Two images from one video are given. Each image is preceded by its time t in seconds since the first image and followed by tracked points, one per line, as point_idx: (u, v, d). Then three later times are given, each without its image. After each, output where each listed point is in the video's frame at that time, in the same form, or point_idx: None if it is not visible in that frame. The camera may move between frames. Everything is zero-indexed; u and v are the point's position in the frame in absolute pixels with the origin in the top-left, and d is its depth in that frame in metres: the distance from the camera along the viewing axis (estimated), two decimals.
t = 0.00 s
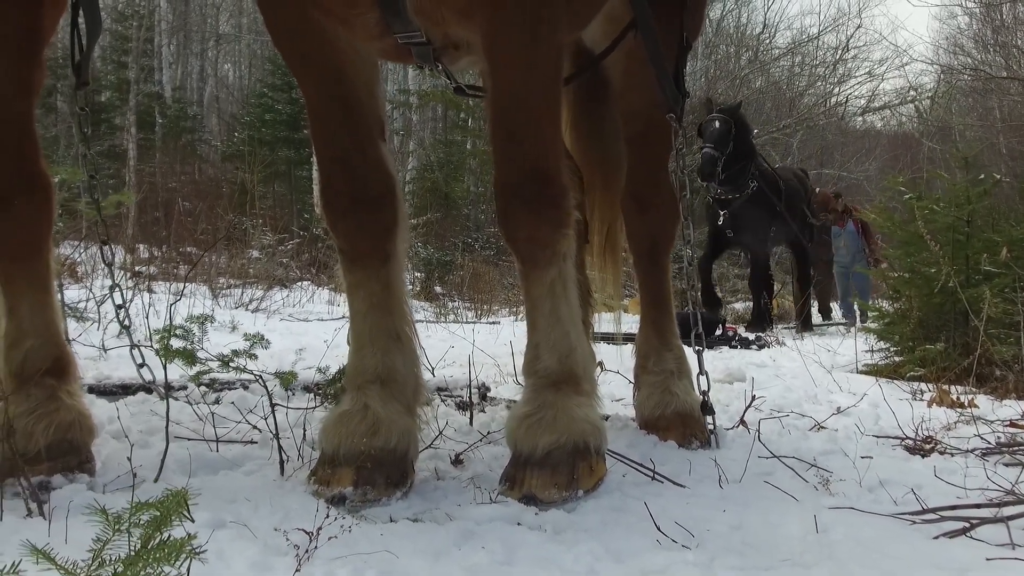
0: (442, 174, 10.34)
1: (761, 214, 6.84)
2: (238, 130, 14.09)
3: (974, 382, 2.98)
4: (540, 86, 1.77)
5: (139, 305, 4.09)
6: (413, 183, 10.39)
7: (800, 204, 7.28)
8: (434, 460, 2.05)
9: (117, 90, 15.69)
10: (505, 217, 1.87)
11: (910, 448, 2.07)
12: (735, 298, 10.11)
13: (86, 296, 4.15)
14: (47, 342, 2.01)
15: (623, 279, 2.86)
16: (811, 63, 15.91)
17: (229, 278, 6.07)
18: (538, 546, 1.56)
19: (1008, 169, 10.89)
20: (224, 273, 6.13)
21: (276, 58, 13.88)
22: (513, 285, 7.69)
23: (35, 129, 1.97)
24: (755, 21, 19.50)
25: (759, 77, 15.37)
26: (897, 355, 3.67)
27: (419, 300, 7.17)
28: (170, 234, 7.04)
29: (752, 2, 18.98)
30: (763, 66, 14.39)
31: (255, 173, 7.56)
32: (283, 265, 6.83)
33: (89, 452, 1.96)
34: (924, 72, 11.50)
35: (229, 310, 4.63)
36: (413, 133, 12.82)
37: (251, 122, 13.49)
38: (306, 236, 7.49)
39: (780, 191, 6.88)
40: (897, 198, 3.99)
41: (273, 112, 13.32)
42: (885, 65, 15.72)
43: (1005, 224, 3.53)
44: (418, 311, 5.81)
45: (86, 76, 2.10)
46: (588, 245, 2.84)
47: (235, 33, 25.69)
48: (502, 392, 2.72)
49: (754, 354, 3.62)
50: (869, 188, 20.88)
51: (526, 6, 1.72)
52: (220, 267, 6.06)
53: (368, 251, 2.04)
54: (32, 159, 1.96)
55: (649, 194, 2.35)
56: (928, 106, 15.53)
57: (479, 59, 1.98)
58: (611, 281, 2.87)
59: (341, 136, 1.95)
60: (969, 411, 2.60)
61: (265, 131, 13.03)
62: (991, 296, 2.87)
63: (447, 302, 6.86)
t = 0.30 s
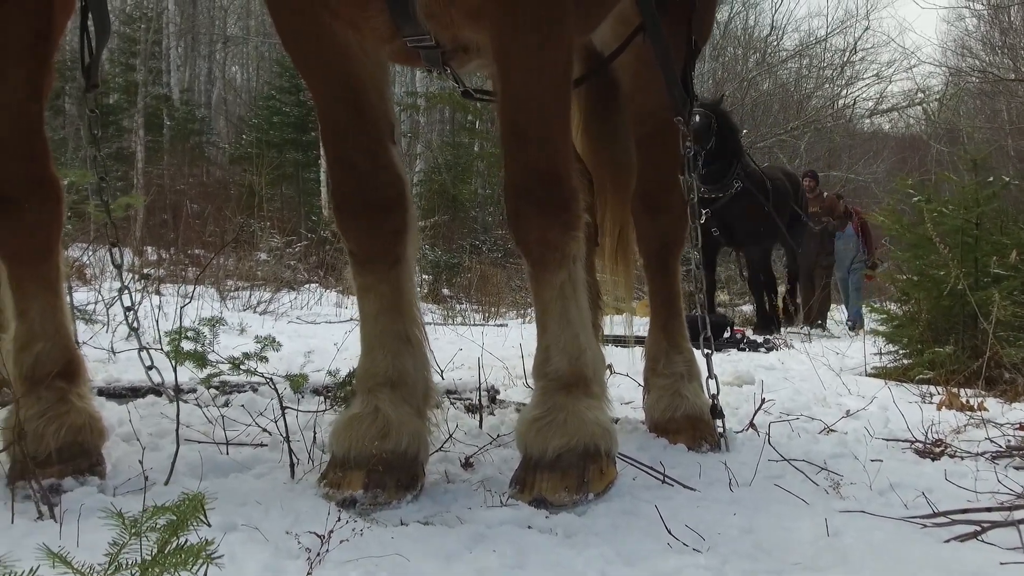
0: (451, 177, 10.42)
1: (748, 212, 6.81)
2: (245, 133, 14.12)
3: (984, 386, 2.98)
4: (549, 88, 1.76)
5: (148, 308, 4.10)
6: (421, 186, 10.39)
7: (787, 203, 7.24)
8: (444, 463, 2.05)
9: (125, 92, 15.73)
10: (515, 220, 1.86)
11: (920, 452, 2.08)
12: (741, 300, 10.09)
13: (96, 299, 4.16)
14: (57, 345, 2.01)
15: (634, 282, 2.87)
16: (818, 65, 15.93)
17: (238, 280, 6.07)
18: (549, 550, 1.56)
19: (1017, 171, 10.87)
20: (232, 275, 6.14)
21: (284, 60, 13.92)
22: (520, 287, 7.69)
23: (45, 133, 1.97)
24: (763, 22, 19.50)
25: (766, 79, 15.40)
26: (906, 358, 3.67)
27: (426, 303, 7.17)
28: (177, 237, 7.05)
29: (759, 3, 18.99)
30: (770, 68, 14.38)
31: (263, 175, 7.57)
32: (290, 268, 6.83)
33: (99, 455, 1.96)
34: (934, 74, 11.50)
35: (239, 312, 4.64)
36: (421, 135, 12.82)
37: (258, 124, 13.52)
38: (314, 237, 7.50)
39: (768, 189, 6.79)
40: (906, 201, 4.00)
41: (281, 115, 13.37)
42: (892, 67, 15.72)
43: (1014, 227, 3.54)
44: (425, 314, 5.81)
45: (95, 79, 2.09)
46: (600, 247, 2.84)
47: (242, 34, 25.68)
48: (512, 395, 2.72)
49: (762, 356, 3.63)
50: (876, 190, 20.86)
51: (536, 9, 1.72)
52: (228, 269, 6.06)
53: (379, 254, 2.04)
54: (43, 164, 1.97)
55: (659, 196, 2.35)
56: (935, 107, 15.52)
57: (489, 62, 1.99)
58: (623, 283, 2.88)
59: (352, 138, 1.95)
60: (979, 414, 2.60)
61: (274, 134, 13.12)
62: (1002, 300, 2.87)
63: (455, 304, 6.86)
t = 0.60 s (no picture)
0: (461, 179, 10.42)
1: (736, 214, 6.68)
2: (255, 135, 14.15)
3: (1000, 388, 2.99)
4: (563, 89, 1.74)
5: (161, 310, 4.11)
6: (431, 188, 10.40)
7: (779, 203, 7.12)
8: (459, 465, 2.05)
9: (135, 94, 15.77)
10: (530, 222, 1.86)
11: (935, 454, 2.08)
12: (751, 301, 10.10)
13: (110, 300, 4.17)
14: (73, 347, 2.01)
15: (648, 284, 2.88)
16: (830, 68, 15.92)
17: (249, 281, 6.08)
18: (565, 552, 1.56)
19: None
20: (244, 277, 6.15)
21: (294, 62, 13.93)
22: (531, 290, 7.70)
23: (61, 135, 1.98)
24: (772, 24, 19.53)
25: (778, 81, 15.43)
26: (919, 360, 3.67)
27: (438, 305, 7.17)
28: (187, 239, 7.07)
29: (770, 5, 19.00)
30: (780, 69, 14.38)
31: (275, 176, 7.59)
32: (301, 270, 6.84)
33: (114, 457, 1.96)
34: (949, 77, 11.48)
35: (252, 314, 4.66)
36: (432, 137, 12.81)
37: (268, 125, 13.56)
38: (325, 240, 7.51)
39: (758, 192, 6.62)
40: (918, 203, 4.01)
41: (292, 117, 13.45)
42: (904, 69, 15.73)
43: None
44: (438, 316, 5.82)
45: (107, 80, 2.09)
46: (613, 249, 2.85)
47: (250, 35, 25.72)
48: (526, 397, 2.72)
49: (774, 358, 3.64)
50: (886, 192, 20.85)
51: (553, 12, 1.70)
52: (240, 271, 6.07)
53: (395, 257, 2.04)
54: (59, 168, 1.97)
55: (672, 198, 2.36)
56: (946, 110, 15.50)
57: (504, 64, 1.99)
58: (636, 286, 2.89)
59: (366, 139, 1.96)
60: (994, 417, 2.61)
61: (284, 137, 13.14)
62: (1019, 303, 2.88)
63: (467, 306, 6.87)
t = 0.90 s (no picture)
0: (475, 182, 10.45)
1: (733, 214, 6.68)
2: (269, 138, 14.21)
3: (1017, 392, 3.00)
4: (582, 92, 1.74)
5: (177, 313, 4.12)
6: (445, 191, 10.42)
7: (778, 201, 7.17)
8: (475, 469, 2.05)
9: (151, 97, 15.87)
10: (549, 225, 1.84)
11: (952, 458, 2.09)
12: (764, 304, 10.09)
13: (126, 303, 4.20)
14: (91, 350, 2.03)
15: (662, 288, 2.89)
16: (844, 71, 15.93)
17: (264, 285, 6.10)
18: (583, 555, 1.55)
19: None
20: (258, 280, 6.17)
21: (309, 65, 14.00)
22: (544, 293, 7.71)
23: (81, 139, 2.00)
24: (786, 28, 19.56)
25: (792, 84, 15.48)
26: (935, 363, 3.68)
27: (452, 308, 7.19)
28: (203, 242, 7.12)
29: (784, 7, 19.03)
30: (794, 74, 14.37)
31: (289, 180, 7.62)
32: (316, 273, 6.87)
33: (132, 460, 1.97)
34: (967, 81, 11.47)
35: (266, 318, 4.67)
36: (446, 141, 12.84)
37: (283, 129, 13.64)
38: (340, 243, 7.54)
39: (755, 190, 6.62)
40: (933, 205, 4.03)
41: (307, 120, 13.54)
42: (918, 72, 15.72)
43: None
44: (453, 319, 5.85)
45: (124, 83, 2.08)
46: (627, 252, 2.86)
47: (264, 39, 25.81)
48: (541, 401, 2.73)
49: (789, 361, 3.64)
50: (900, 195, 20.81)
51: (573, 17, 1.71)
52: (255, 274, 6.10)
53: (414, 262, 2.04)
54: (79, 171, 2.00)
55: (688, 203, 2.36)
56: (960, 113, 15.47)
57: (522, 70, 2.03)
58: (650, 290, 2.89)
59: (387, 144, 1.96)
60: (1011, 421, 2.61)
61: (297, 140, 13.18)
62: None
63: (481, 309, 6.88)
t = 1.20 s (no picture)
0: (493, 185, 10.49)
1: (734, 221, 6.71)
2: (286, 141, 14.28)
3: None
4: (606, 100, 1.79)
5: (195, 318, 4.15)
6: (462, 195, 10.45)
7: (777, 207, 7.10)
8: (495, 475, 2.06)
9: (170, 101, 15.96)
10: (572, 232, 1.87)
11: (973, 464, 2.09)
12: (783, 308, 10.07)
13: (146, 308, 4.23)
14: (113, 355, 2.03)
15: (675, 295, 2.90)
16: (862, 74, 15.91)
17: (282, 289, 6.12)
18: (604, 562, 1.55)
19: None
20: (276, 284, 6.19)
21: (327, 69, 14.09)
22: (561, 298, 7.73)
23: (102, 145, 2.02)
24: (803, 31, 19.54)
25: (810, 87, 15.50)
26: (955, 368, 3.68)
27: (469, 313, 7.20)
28: (220, 246, 7.17)
29: (802, 11, 19.03)
30: (811, 77, 14.33)
31: (306, 183, 7.65)
32: (334, 277, 6.90)
33: (153, 466, 1.97)
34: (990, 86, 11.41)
35: (285, 322, 4.67)
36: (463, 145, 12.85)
37: (300, 133, 13.72)
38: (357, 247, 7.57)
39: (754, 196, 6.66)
40: (954, 210, 4.03)
41: (325, 125, 13.59)
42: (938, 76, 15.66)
43: None
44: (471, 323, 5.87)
45: (146, 89, 2.11)
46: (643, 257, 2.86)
47: (279, 41, 25.88)
48: (560, 407, 2.73)
49: (808, 366, 3.63)
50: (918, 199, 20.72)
51: (600, 26, 1.76)
52: (274, 279, 6.14)
53: (436, 269, 2.04)
54: (99, 176, 2.01)
55: (706, 210, 2.39)
56: (979, 116, 15.38)
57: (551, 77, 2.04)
58: (664, 295, 2.90)
59: (414, 147, 1.96)
60: None
61: (315, 144, 13.24)
62: None
63: (499, 314, 6.90)
